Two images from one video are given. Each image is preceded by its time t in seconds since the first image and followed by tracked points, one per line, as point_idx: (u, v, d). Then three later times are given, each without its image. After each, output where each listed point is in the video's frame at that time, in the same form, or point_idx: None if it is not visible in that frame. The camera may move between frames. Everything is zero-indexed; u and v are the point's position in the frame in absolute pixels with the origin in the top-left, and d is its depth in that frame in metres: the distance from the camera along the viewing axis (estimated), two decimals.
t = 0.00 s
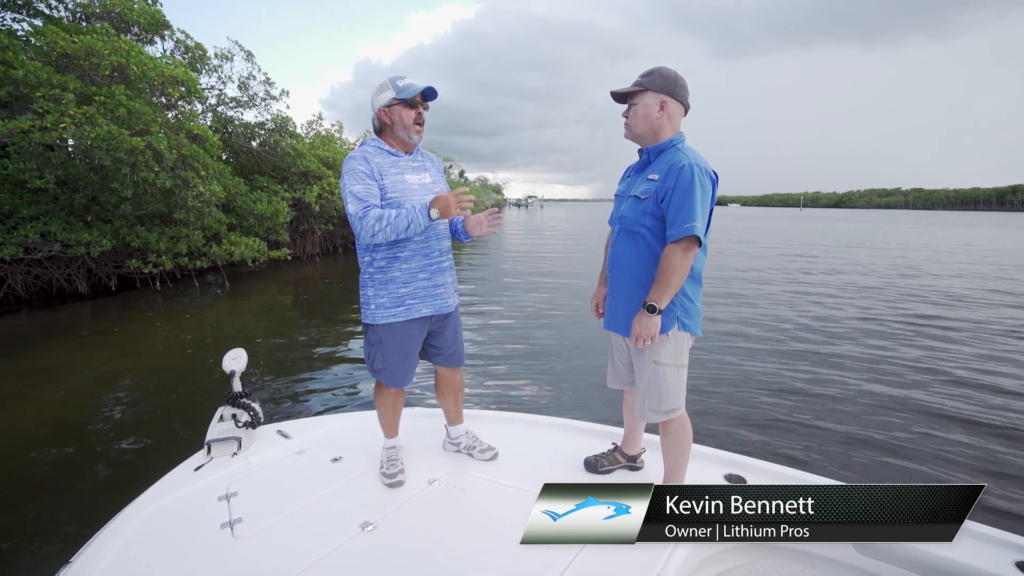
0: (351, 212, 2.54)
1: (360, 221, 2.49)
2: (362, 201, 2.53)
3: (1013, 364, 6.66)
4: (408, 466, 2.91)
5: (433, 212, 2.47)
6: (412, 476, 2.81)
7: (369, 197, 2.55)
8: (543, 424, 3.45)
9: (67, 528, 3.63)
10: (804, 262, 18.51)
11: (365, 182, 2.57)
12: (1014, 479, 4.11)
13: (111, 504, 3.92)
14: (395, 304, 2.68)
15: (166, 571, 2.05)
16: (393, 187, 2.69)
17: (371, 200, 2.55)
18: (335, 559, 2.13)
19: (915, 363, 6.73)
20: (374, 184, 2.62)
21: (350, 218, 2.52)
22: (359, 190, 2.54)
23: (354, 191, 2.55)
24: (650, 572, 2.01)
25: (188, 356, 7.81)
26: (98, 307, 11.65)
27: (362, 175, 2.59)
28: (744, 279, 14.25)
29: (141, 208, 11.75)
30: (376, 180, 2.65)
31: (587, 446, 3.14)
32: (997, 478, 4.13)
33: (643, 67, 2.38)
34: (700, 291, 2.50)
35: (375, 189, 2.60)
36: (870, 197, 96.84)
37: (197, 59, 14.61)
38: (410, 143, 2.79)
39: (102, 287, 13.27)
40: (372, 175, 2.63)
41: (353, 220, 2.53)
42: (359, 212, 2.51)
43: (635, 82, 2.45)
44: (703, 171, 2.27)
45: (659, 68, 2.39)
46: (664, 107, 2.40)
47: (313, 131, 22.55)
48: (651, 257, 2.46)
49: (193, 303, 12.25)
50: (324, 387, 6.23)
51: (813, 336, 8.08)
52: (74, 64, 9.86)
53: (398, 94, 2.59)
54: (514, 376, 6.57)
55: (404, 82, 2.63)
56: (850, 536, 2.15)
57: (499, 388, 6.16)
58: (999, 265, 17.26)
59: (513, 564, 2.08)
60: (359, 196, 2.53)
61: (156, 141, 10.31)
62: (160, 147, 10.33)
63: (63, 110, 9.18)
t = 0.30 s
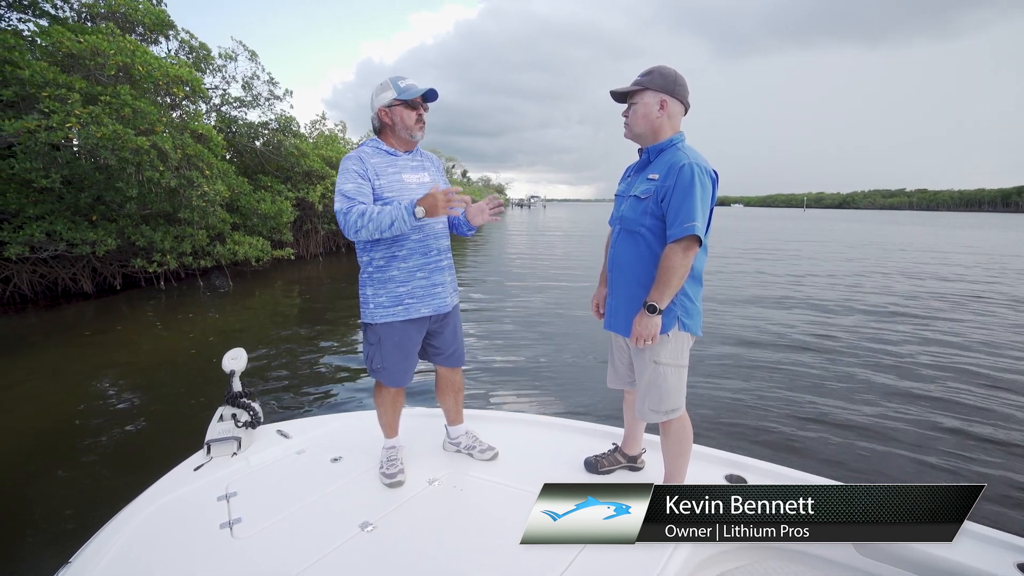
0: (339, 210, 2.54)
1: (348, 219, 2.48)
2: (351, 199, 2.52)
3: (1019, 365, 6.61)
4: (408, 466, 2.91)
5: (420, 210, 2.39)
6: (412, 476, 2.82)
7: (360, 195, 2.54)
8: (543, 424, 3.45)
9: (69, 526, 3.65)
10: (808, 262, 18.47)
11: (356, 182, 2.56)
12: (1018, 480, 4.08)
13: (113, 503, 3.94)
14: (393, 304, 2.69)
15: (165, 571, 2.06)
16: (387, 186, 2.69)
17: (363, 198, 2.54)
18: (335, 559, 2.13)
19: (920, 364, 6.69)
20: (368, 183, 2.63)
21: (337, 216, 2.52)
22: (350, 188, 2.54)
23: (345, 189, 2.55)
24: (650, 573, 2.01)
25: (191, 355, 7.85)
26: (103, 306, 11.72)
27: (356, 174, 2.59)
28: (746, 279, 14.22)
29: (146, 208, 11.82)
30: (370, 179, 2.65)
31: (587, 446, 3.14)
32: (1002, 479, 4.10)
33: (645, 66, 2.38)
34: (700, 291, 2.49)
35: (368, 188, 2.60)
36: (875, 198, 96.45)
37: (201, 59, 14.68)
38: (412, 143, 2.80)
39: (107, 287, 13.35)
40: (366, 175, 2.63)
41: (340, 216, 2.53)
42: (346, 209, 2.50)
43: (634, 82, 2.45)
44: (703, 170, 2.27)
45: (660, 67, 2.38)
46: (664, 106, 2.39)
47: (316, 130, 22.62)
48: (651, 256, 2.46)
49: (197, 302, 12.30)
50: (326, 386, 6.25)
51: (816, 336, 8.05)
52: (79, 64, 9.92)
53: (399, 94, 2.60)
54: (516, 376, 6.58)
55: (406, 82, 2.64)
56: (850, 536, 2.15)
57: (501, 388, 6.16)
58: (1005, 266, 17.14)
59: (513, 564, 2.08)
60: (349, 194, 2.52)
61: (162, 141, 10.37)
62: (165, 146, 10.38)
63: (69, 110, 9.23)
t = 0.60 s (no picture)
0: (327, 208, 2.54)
1: (333, 217, 2.47)
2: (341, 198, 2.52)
3: None
4: (408, 466, 2.91)
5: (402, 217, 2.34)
6: (412, 476, 2.82)
7: (351, 195, 2.53)
8: (543, 423, 3.45)
9: (72, 524, 3.67)
10: (811, 262, 18.42)
11: (348, 182, 2.56)
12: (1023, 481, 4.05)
13: (116, 501, 3.96)
14: (391, 302, 2.69)
15: (164, 571, 2.07)
16: (382, 185, 2.69)
17: (354, 198, 2.54)
18: (334, 559, 2.13)
19: (924, 363, 6.65)
20: (362, 184, 2.62)
21: (325, 214, 2.52)
22: (341, 188, 2.54)
23: (335, 189, 2.54)
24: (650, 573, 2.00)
25: (194, 354, 7.87)
26: (107, 305, 11.77)
27: (350, 174, 2.58)
28: (749, 278, 14.17)
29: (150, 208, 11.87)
30: (366, 179, 2.65)
31: (587, 446, 3.13)
32: (1006, 479, 4.08)
33: (644, 65, 2.38)
34: (701, 290, 2.48)
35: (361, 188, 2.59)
36: (879, 197, 96.05)
37: (204, 59, 14.73)
38: (408, 141, 2.80)
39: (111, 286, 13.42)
40: (360, 175, 2.63)
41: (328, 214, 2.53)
42: (333, 208, 2.50)
43: (633, 81, 2.45)
44: (703, 169, 2.26)
45: (659, 66, 2.38)
46: (664, 105, 2.38)
47: (319, 130, 22.67)
48: (651, 256, 2.45)
49: (201, 301, 12.35)
50: (328, 385, 6.26)
51: (819, 335, 8.02)
52: (84, 64, 9.98)
53: (396, 93, 2.60)
54: (517, 375, 6.58)
55: (403, 81, 2.64)
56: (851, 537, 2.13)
57: (502, 387, 6.16)
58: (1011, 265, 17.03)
59: (513, 563, 2.08)
60: (338, 194, 2.52)
61: (166, 141, 10.41)
62: (169, 146, 10.43)
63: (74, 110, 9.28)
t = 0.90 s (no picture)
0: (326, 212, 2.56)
1: (331, 222, 2.49)
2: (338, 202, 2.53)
3: None
4: (408, 466, 2.92)
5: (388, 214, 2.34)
6: (412, 476, 2.82)
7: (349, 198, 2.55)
8: (543, 424, 3.44)
9: (75, 522, 3.69)
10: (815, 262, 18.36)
11: (345, 185, 2.57)
12: None
13: (118, 500, 3.97)
14: (391, 303, 2.70)
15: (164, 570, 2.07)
16: (381, 186, 2.69)
17: (352, 201, 2.55)
18: (333, 559, 2.14)
19: (928, 364, 6.62)
20: (361, 185, 2.63)
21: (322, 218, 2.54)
22: (338, 192, 2.55)
23: (334, 193, 2.56)
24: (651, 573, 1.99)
25: (197, 353, 7.89)
26: (112, 304, 11.83)
27: (348, 177, 2.59)
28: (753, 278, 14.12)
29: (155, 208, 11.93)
30: (365, 181, 2.66)
31: (587, 446, 3.12)
32: (1010, 480, 4.05)
33: (643, 67, 2.37)
34: (701, 291, 2.48)
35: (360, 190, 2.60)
36: (884, 196, 95.52)
37: (208, 60, 14.79)
38: (410, 142, 2.79)
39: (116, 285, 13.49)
40: (359, 177, 2.63)
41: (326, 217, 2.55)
42: (329, 212, 2.51)
43: (630, 85, 2.44)
44: (703, 170, 2.25)
45: (658, 67, 2.37)
46: (664, 105, 2.37)
47: (322, 130, 22.72)
48: (651, 256, 2.45)
49: (205, 300, 12.40)
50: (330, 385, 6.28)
51: (822, 335, 7.99)
52: (90, 65, 10.04)
53: (398, 94, 2.60)
54: (519, 375, 6.58)
55: (404, 82, 2.64)
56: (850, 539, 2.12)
57: (503, 387, 6.16)
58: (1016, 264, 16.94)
59: (512, 563, 2.08)
60: (335, 198, 2.54)
61: (171, 141, 10.47)
62: (174, 146, 10.48)
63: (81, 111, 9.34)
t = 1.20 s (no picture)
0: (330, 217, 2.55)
1: (335, 230, 2.49)
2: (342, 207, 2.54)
3: None
4: (408, 466, 2.92)
5: (394, 242, 2.40)
6: (411, 476, 2.82)
7: (351, 202, 2.55)
8: (543, 424, 3.44)
9: (78, 519, 3.70)
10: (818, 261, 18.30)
11: (348, 186, 2.56)
12: None
13: (120, 498, 3.98)
14: (391, 303, 2.70)
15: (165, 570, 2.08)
16: (384, 186, 2.69)
17: (355, 204, 2.56)
18: (331, 560, 2.13)
19: (932, 364, 6.59)
20: (363, 184, 2.62)
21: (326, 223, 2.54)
22: (341, 195, 2.54)
23: (336, 196, 2.56)
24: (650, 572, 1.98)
25: (200, 352, 7.92)
26: (117, 304, 11.88)
27: (351, 176, 2.57)
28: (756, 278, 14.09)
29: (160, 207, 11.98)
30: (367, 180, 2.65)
31: (587, 446, 3.12)
32: (1015, 480, 4.03)
33: (644, 66, 2.36)
34: (701, 290, 2.47)
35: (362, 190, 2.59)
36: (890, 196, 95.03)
37: (212, 60, 14.84)
38: (411, 142, 2.79)
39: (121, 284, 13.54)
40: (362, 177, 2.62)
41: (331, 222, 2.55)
42: (333, 219, 2.52)
43: (631, 82, 2.43)
44: (703, 170, 2.24)
45: (658, 67, 2.37)
46: (663, 105, 2.37)
47: (326, 130, 22.77)
48: (651, 257, 2.44)
49: (209, 299, 12.44)
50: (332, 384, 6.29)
51: (825, 335, 7.96)
52: (95, 65, 10.09)
53: (399, 94, 2.60)
54: (520, 375, 6.58)
55: (405, 82, 2.65)
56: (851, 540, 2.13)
57: (505, 387, 6.16)
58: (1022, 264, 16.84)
59: (511, 564, 2.08)
60: (339, 202, 2.54)
61: (176, 141, 10.51)
62: (179, 146, 10.53)
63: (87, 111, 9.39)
